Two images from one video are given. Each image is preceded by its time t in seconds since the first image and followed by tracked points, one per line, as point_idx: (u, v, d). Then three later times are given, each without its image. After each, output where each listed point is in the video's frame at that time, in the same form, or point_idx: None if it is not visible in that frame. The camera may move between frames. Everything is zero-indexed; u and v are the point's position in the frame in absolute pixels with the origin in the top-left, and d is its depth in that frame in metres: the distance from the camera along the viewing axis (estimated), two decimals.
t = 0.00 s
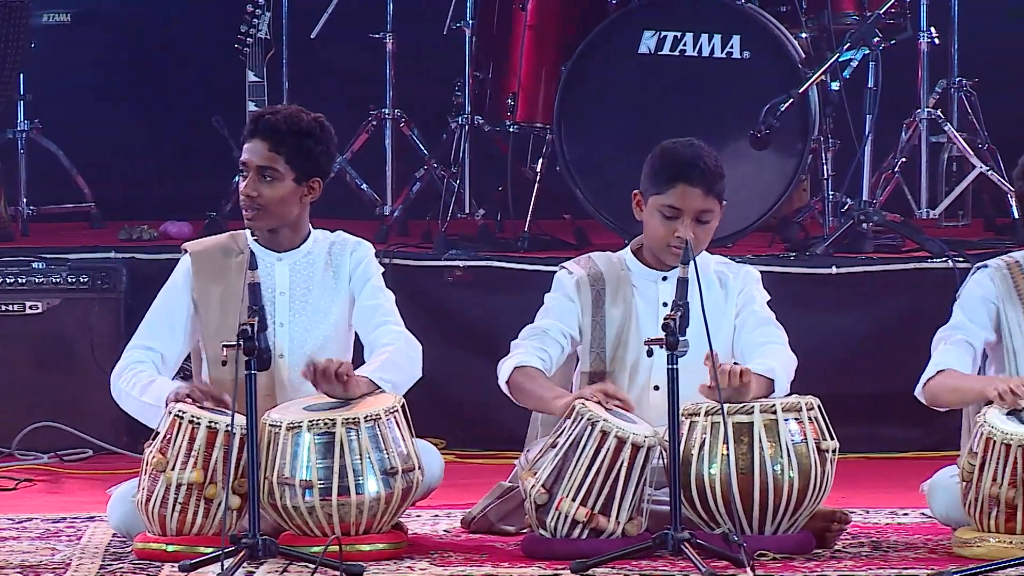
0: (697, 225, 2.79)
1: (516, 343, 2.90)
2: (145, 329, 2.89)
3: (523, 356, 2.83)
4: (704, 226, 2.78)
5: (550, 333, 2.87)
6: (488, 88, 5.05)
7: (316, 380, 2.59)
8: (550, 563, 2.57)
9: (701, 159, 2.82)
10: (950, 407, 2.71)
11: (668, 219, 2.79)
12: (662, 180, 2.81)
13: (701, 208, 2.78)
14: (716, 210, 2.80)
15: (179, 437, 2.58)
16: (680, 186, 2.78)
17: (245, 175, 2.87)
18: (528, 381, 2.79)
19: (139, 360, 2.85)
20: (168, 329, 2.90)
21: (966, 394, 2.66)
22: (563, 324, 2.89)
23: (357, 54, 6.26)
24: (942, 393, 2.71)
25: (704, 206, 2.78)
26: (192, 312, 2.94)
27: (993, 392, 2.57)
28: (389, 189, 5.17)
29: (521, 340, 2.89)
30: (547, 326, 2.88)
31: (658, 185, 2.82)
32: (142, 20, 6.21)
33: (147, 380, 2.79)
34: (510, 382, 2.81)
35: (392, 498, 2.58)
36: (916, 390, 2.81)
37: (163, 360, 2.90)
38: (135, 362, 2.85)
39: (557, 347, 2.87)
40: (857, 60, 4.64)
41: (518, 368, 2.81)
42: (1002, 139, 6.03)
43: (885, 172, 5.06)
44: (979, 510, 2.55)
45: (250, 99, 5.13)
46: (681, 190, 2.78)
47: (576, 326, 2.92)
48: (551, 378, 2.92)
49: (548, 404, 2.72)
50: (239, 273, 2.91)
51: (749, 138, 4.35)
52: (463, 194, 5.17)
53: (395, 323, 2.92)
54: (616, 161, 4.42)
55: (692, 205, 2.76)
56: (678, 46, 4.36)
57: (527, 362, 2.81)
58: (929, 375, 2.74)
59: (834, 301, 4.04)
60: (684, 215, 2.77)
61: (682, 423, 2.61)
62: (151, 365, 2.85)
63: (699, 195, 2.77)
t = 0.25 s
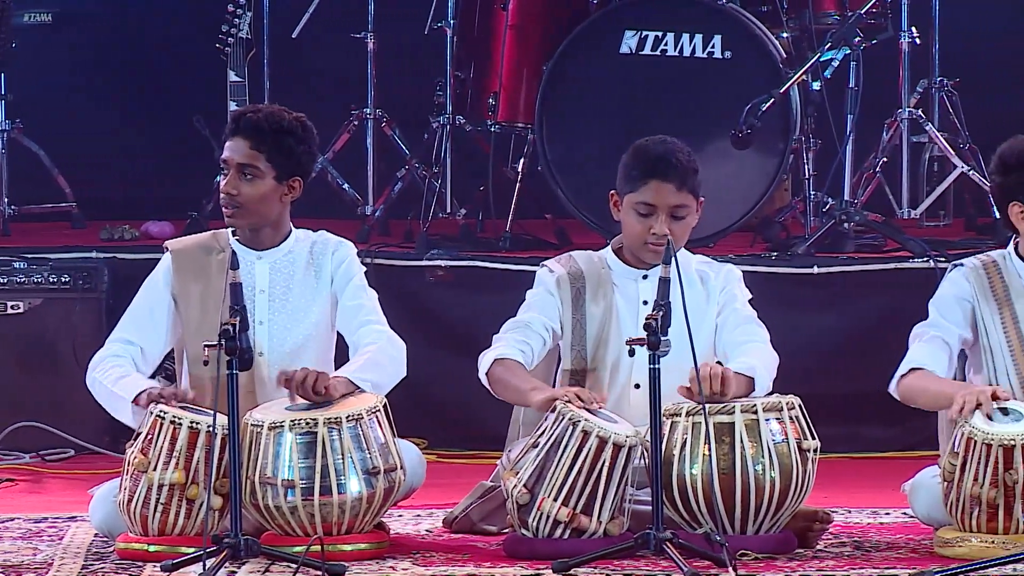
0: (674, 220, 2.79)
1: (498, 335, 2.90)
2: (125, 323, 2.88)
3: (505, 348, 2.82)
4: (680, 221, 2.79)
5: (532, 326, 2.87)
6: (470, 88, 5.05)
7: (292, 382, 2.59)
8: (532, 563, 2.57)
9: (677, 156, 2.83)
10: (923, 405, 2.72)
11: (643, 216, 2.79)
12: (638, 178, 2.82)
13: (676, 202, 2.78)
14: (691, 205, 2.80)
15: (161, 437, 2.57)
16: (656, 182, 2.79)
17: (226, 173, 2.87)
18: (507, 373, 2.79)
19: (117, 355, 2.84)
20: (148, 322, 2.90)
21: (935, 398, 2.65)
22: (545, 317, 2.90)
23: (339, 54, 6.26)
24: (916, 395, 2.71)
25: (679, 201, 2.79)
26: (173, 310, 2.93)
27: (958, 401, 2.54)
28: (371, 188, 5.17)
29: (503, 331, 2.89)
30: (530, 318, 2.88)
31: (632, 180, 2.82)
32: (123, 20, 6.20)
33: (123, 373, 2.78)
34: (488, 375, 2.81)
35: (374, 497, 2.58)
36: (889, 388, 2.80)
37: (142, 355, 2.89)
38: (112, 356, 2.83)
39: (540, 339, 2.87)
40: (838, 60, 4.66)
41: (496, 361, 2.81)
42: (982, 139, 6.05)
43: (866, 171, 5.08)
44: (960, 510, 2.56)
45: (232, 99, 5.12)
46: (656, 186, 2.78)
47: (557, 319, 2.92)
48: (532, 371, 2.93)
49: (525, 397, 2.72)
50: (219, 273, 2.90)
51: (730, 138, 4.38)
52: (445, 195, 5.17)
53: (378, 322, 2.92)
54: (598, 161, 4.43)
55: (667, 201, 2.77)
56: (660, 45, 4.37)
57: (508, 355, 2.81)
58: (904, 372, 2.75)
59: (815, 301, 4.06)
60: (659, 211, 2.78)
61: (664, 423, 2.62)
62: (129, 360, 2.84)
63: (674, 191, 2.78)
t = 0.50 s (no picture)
0: (668, 223, 2.79)
1: (492, 344, 2.90)
2: (116, 328, 2.88)
3: (499, 358, 2.82)
4: (674, 224, 2.79)
5: (523, 333, 2.87)
6: (460, 88, 5.05)
7: (288, 381, 2.60)
8: (523, 563, 2.57)
9: (673, 158, 2.83)
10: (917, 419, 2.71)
11: (638, 217, 2.79)
12: (635, 178, 2.81)
13: (671, 205, 2.79)
14: (685, 208, 2.81)
15: (152, 437, 2.57)
16: (652, 184, 2.79)
17: (217, 173, 2.87)
18: (503, 384, 2.78)
19: (109, 359, 2.84)
20: (138, 327, 2.90)
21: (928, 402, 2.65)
22: (536, 323, 2.89)
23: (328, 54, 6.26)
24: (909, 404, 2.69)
25: (674, 205, 2.79)
26: (162, 310, 2.93)
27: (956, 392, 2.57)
28: (361, 188, 5.17)
29: (495, 341, 2.89)
30: (520, 326, 2.88)
31: (627, 182, 2.82)
32: (112, 21, 6.18)
33: (117, 378, 2.78)
34: (484, 386, 2.81)
35: (364, 497, 2.58)
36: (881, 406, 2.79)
37: (134, 359, 2.89)
38: (106, 361, 2.83)
39: (532, 347, 2.87)
40: (827, 60, 4.67)
41: (491, 371, 2.81)
42: (971, 138, 6.07)
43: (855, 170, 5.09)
44: (951, 510, 2.57)
45: (221, 99, 5.11)
46: (652, 187, 2.79)
47: (548, 324, 2.92)
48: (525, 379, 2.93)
49: (522, 404, 2.71)
50: (208, 273, 2.90)
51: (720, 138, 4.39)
52: (435, 195, 5.17)
53: (369, 324, 2.92)
54: (588, 161, 4.43)
55: (663, 204, 2.77)
56: (650, 45, 4.37)
57: (503, 364, 2.81)
58: (890, 390, 2.75)
59: (805, 301, 4.07)
60: (655, 214, 2.78)
61: (654, 423, 2.62)
62: (121, 364, 2.84)
63: (671, 194, 2.79)
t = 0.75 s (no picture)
0: (664, 227, 2.80)
1: (481, 338, 2.91)
2: (105, 324, 2.88)
3: (489, 351, 2.83)
4: (670, 229, 2.79)
5: (514, 329, 2.88)
6: (452, 88, 5.05)
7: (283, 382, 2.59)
8: (515, 563, 2.57)
9: (671, 162, 2.82)
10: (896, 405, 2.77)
11: (634, 220, 2.79)
12: (633, 181, 2.81)
13: (669, 210, 2.79)
14: (681, 212, 2.81)
15: (144, 437, 2.57)
16: (650, 188, 2.79)
17: (210, 179, 2.86)
18: (493, 377, 2.79)
19: (99, 356, 2.84)
20: (127, 325, 2.89)
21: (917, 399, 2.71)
22: (528, 320, 2.91)
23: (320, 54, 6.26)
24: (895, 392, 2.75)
25: (671, 209, 2.79)
26: (154, 310, 2.93)
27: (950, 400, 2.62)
28: (353, 188, 5.16)
29: (485, 334, 2.90)
30: (511, 322, 2.89)
31: (626, 184, 2.82)
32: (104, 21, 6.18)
33: (109, 378, 2.78)
34: (473, 380, 2.81)
35: (357, 498, 2.58)
36: (866, 389, 2.83)
37: (123, 355, 2.89)
38: (96, 358, 2.83)
39: (522, 344, 2.88)
40: (819, 60, 4.68)
41: (482, 367, 2.81)
42: (963, 138, 6.08)
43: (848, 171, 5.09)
44: (943, 510, 2.57)
45: (213, 99, 5.11)
46: (649, 192, 2.78)
47: (540, 323, 2.93)
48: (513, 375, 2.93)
49: (513, 403, 2.72)
50: (200, 273, 2.90)
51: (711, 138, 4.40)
52: (427, 195, 5.17)
53: (358, 325, 2.92)
54: (580, 162, 4.44)
55: (660, 209, 2.77)
56: (642, 45, 4.37)
57: (493, 358, 2.81)
58: (880, 375, 2.78)
59: (797, 301, 4.07)
60: (651, 218, 2.78)
61: (646, 423, 2.62)
62: (111, 361, 2.84)
63: (669, 199, 2.78)
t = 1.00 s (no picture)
0: (653, 226, 2.80)
1: (477, 339, 2.90)
2: (98, 321, 2.87)
3: (486, 351, 2.83)
4: (659, 227, 2.80)
5: (511, 329, 2.88)
6: (443, 88, 5.05)
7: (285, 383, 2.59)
8: (506, 563, 2.58)
9: (657, 160, 2.82)
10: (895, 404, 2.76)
11: (623, 220, 2.80)
12: (619, 182, 2.81)
13: (656, 208, 2.79)
14: (670, 211, 2.81)
15: (135, 437, 2.56)
16: (636, 188, 2.79)
17: (219, 197, 2.81)
18: (492, 371, 2.78)
19: (91, 354, 2.83)
20: (119, 323, 2.89)
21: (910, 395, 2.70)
22: (524, 321, 2.90)
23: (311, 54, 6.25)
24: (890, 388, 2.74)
25: (659, 207, 2.79)
26: (144, 311, 2.92)
27: (941, 394, 2.59)
28: (344, 188, 5.16)
29: (483, 335, 2.89)
30: (507, 323, 2.88)
31: (614, 185, 2.82)
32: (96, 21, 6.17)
33: (101, 370, 2.77)
34: (472, 377, 2.80)
35: (348, 498, 2.58)
36: (859, 386, 2.85)
37: (116, 353, 2.88)
38: (87, 355, 2.83)
39: (518, 344, 2.87)
40: (810, 60, 4.69)
41: (480, 363, 2.81)
42: (953, 138, 6.09)
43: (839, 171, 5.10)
44: (934, 510, 2.58)
45: (204, 100, 5.10)
46: (637, 192, 2.78)
47: (534, 323, 2.93)
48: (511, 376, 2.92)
49: (515, 392, 2.71)
50: (189, 272, 2.90)
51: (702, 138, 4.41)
52: (418, 195, 5.17)
53: (347, 326, 2.92)
54: (571, 162, 4.44)
55: (648, 208, 2.78)
56: (633, 45, 4.38)
57: (491, 357, 2.81)
58: (873, 371, 2.80)
59: (788, 301, 4.08)
60: (640, 217, 2.78)
61: (638, 423, 2.63)
62: (103, 359, 2.83)
63: (656, 198, 2.79)
